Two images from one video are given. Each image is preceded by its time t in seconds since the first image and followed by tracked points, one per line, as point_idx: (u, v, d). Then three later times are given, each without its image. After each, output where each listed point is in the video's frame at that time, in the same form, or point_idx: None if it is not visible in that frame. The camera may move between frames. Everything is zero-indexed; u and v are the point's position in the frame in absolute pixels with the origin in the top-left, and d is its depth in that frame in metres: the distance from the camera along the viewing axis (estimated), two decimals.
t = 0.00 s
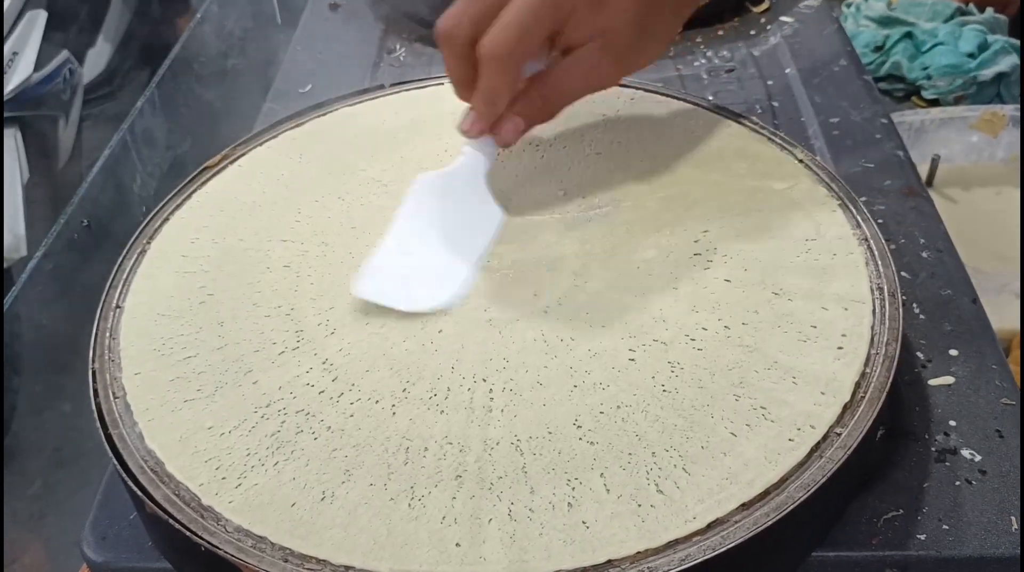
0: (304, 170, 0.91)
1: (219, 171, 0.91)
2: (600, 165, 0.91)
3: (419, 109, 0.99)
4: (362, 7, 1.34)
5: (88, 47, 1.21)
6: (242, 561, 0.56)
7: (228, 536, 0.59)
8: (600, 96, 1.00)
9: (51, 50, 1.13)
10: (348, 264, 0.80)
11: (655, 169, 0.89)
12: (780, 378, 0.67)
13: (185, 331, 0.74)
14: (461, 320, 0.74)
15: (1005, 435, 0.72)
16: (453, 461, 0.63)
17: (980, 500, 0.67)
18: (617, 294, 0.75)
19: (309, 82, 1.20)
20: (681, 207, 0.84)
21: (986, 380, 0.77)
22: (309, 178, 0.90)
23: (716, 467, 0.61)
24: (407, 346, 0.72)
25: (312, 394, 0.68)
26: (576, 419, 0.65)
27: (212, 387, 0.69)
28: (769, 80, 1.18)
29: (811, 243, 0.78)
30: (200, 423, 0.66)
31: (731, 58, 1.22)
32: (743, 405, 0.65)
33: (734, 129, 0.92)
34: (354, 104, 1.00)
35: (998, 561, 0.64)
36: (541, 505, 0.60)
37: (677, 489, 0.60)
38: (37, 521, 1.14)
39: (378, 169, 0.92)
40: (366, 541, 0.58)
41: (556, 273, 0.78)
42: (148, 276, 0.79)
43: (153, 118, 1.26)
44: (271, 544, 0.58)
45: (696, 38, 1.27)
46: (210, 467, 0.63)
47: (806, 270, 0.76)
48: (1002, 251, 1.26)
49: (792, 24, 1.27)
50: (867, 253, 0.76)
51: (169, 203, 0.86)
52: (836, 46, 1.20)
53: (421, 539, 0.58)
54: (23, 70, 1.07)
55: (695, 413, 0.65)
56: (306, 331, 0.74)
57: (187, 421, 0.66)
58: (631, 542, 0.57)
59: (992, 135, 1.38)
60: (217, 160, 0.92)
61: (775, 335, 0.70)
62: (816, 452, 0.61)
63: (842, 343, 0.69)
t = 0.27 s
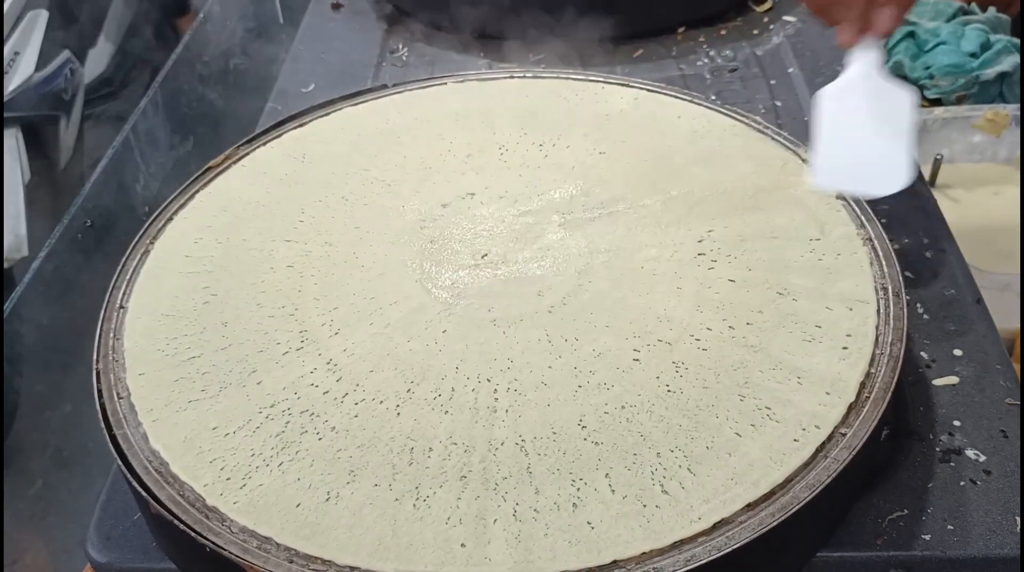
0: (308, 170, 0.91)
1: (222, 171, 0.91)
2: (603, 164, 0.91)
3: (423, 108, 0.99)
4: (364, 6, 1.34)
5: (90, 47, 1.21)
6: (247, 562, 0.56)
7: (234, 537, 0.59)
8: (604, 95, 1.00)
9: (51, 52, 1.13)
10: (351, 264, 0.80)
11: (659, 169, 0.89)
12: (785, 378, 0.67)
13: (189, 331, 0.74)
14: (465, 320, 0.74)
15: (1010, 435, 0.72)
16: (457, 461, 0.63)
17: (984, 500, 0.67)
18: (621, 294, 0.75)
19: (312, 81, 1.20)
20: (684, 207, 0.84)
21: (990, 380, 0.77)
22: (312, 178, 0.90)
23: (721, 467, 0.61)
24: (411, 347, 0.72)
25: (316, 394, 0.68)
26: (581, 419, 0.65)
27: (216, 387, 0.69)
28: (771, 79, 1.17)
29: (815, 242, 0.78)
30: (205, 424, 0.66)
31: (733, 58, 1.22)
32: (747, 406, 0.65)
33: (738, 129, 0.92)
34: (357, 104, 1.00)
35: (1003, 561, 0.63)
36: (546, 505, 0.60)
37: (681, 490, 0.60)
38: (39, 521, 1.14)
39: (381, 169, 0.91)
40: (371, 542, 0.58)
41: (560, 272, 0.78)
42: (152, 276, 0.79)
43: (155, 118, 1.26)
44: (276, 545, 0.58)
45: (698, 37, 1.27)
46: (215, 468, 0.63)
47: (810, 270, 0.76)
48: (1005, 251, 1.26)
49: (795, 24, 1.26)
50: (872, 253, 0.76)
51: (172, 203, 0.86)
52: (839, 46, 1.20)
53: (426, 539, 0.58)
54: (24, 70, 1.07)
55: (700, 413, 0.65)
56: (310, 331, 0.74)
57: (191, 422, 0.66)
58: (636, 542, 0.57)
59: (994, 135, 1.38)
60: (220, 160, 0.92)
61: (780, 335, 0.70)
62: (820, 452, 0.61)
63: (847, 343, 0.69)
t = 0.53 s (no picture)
0: (308, 170, 0.91)
1: (223, 172, 0.91)
2: (603, 164, 0.91)
3: (424, 108, 0.99)
4: (364, 6, 1.34)
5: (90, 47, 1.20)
6: (248, 565, 0.56)
7: (235, 540, 0.58)
8: (605, 96, 0.99)
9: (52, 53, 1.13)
10: (353, 265, 0.80)
11: (660, 169, 0.89)
12: (788, 380, 0.67)
13: (190, 332, 0.73)
14: (466, 322, 0.74)
15: (1013, 436, 0.72)
16: (459, 463, 0.63)
17: (988, 503, 0.67)
18: (623, 295, 0.75)
19: (313, 81, 1.20)
20: (686, 208, 0.84)
21: (993, 381, 0.77)
22: (312, 179, 0.90)
23: (724, 470, 0.61)
24: (412, 348, 0.72)
25: (317, 396, 0.68)
26: (583, 421, 0.65)
27: (216, 389, 0.69)
28: (773, 79, 1.17)
29: (818, 243, 0.78)
30: (205, 426, 0.66)
31: (735, 58, 1.22)
32: (750, 407, 0.65)
33: (740, 129, 0.92)
34: (358, 105, 1.00)
35: (1006, 563, 0.63)
36: (548, 508, 0.59)
37: (684, 492, 0.60)
38: (39, 521, 1.14)
39: (382, 169, 0.91)
40: (372, 545, 0.58)
41: (561, 273, 0.78)
42: (152, 277, 0.79)
43: (155, 117, 1.26)
44: (278, 548, 0.58)
45: (699, 37, 1.27)
46: (216, 470, 0.63)
47: (813, 271, 0.75)
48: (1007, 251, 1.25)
49: (796, 24, 1.26)
50: (875, 253, 0.76)
51: (173, 204, 0.86)
52: (840, 45, 1.20)
53: (427, 542, 0.58)
54: (24, 70, 1.07)
55: (702, 415, 0.65)
56: (311, 333, 0.74)
57: (192, 424, 0.66)
58: (639, 545, 0.57)
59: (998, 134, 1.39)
60: (221, 161, 0.91)
61: (783, 337, 0.70)
62: (823, 454, 0.61)
63: (850, 344, 0.68)
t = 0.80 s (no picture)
0: (310, 171, 0.91)
1: (225, 172, 0.90)
2: (605, 164, 0.90)
3: (426, 109, 0.99)
4: (366, 7, 1.34)
5: (91, 47, 1.20)
6: (250, 567, 0.56)
7: (237, 542, 0.58)
8: (607, 96, 0.99)
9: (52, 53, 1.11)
10: (354, 266, 0.80)
11: (662, 169, 0.89)
12: (790, 381, 0.66)
13: (192, 333, 0.73)
14: (468, 323, 0.74)
15: (1016, 437, 0.71)
16: (461, 464, 0.62)
17: (992, 504, 0.67)
18: (625, 296, 0.75)
19: (314, 82, 1.20)
20: (688, 208, 0.83)
21: (996, 381, 0.76)
22: (314, 179, 0.90)
23: (727, 471, 0.61)
24: (414, 349, 0.72)
25: (319, 397, 0.68)
26: (585, 423, 0.65)
27: (219, 391, 0.69)
28: (775, 79, 1.17)
29: (820, 243, 0.78)
30: (208, 427, 0.66)
31: (736, 58, 1.22)
32: (753, 409, 0.65)
33: (742, 129, 0.92)
34: (359, 105, 1.00)
35: (1010, 564, 0.63)
36: (550, 509, 0.59)
37: (687, 493, 0.60)
38: (40, 522, 1.14)
39: (383, 170, 0.91)
40: (375, 546, 0.58)
41: (564, 274, 0.78)
42: (154, 278, 0.78)
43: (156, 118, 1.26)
44: (280, 549, 0.58)
45: (701, 37, 1.27)
46: (218, 471, 0.63)
47: (815, 272, 0.75)
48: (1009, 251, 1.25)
49: (798, 24, 1.26)
50: (878, 254, 0.75)
51: (174, 204, 0.86)
52: (842, 45, 1.19)
53: (430, 543, 0.58)
54: (24, 71, 1.06)
55: (705, 416, 0.65)
56: (313, 334, 0.73)
57: (194, 425, 0.66)
58: (642, 547, 0.57)
59: (999, 134, 1.38)
60: (223, 161, 0.91)
61: (786, 338, 0.70)
62: (827, 456, 0.61)
63: (853, 345, 0.68)
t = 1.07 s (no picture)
0: (311, 172, 0.91)
1: (226, 173, 0.91)
2: (605, 165, 0.91)
3: (427, 110, 0.99)
4: (366, 7, 1.34)
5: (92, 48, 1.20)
6: (251, 567, 0.56)
7: (238, 542, 0.58)
8: (608, 96, 0.99)
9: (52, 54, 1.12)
10: (355, 266, 0.80)
11: (662, 169, 0.89)
12: (790, 381, 0.67)
13: (193, 334, 0.73)
14: (469, 323, 0.74)
15: (1016, 438, 0.72)
16: (462, 465, 0.63)
17: (992, 504, 0.67)
18: (626, 296, 0.75)
19: (314, 82, 1.20)
20: (688, 209, 0.84)
21: (996, 382, 0.77)
22: (315, 180, 0.90)
23: (727, 472, 0.61)
24: (415, 350, 0.72)
25: (320, 398, 0.68)
26: (586, 423, 0.65)
27: (220, 391, 0.69)
28: (775, 79, 1.17)
29: (821, 244, 0.78)
30: (209, 428, 0.66)
31: (737, 58, 1.22)
32: (753, 409, 0.65)
33: (742, 130, 0.92)
34: (360, 106, 1.00)
35: (1009, 565, 0.63)
36: (551, 510, 0.59)
37: (687, 494, 0.60)
38: (42, 521, 1.13)
39: (384, 170, 0.91)
40: (376, 547, 0.58)
41: (564, 275, 0.78)
42: (155, 279, 0.79)
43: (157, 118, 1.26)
44: (282, 550, 0.58)
45: (701, 37, 1.27)
46: (219, 472, 0.63)
47: (815, 272, 0.75)
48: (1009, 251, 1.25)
49: (799, 24, 1.26)
50: (878, 254, 0.75)
51: (175, 205, 0.86)
52: (843, 45, 1.19)
53: (431, 544, 0.58)
54: (24, 71, 1.07)
55: (705, 417, 0.65)
56: (315, 335, 0.74)
57: (195, 426, 0.66)
58: (642, 548, 0.57)
59: (999, 134, 1.38)
60: (224, 162, 0.91)
61: (786, 338, 0.70)
62: (827, 457, 0.61)
63: (853, 345, 0.68)
